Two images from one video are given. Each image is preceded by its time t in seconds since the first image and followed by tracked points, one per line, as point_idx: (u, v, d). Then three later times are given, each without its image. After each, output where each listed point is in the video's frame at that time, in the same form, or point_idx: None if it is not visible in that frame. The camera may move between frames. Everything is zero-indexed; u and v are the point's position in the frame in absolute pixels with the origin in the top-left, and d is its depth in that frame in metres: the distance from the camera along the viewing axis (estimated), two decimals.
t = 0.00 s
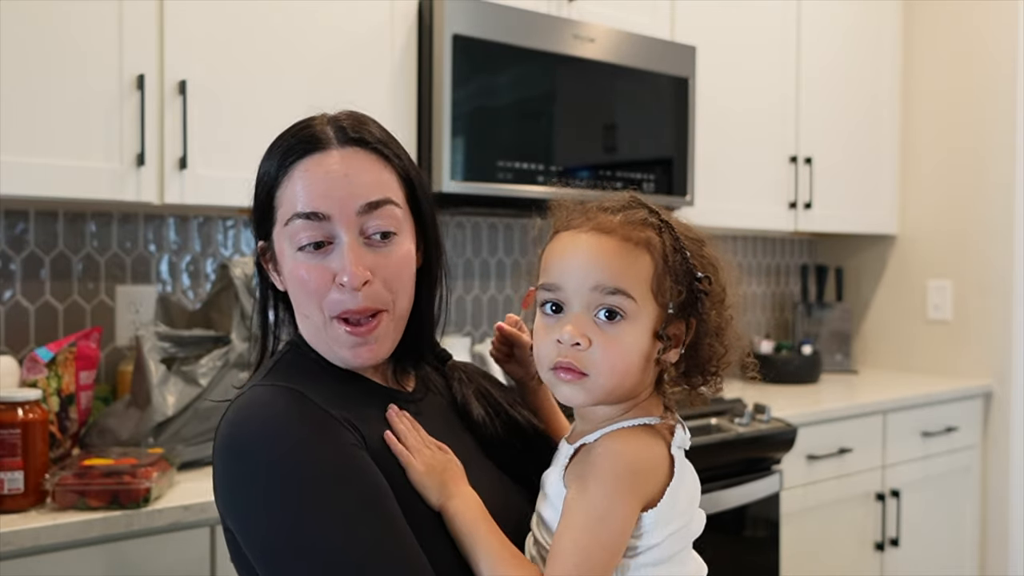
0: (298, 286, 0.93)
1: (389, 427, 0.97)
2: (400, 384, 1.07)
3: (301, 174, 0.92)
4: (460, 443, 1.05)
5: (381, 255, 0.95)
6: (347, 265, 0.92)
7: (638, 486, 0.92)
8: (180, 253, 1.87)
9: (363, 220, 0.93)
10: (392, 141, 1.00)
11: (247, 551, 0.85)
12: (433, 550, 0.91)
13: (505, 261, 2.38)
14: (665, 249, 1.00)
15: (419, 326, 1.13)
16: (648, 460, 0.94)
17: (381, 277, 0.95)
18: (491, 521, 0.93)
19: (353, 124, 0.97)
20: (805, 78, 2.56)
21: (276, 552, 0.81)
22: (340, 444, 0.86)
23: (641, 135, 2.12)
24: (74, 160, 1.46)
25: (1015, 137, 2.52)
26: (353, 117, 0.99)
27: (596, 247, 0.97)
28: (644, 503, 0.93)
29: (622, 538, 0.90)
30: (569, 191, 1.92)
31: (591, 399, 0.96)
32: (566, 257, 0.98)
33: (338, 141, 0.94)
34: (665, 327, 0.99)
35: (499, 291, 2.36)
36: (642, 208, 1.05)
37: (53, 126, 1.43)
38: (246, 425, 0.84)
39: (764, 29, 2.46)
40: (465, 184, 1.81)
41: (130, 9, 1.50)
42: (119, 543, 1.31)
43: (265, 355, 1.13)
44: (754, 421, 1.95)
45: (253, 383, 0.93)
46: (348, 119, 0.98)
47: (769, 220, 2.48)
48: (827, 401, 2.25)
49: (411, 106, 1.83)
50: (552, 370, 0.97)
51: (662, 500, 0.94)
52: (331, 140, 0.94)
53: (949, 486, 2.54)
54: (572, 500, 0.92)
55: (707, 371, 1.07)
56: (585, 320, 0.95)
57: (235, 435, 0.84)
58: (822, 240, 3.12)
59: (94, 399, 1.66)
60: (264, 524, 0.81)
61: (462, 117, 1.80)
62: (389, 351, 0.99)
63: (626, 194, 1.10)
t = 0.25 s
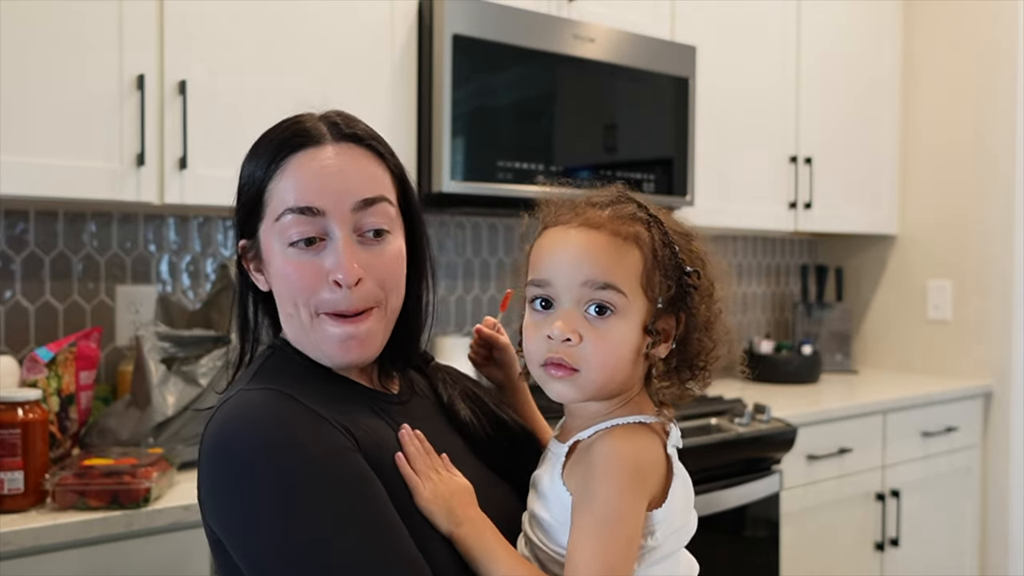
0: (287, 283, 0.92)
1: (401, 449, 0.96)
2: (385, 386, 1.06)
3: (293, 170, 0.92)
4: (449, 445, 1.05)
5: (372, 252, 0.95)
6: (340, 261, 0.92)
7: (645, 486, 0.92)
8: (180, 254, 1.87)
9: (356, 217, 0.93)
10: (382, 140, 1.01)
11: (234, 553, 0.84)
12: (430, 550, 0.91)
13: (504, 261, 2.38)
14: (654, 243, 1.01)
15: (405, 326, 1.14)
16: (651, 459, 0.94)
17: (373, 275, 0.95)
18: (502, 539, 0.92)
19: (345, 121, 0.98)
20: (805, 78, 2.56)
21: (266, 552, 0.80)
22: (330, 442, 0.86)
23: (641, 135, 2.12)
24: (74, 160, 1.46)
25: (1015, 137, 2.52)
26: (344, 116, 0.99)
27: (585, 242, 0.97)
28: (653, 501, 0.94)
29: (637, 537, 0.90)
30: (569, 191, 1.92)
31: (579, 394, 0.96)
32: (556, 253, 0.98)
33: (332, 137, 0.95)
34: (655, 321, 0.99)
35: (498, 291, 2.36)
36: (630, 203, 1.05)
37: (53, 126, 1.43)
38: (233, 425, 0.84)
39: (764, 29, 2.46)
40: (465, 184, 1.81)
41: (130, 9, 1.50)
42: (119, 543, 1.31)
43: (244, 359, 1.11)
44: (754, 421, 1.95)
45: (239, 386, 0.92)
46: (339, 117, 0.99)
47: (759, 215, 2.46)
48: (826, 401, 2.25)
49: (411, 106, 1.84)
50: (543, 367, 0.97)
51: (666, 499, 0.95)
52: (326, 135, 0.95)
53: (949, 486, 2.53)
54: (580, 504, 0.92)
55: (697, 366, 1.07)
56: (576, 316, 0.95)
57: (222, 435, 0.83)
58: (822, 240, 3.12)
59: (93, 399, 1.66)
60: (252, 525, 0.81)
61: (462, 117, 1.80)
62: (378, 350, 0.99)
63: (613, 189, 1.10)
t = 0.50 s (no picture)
0: (287, 283, 0.92)
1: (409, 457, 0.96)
2: (384, 388, 1.06)
3: (292, 168, 0.92)
4: (450, 447, 1.04)
5: (373, 250, 0.95)
6: (342, 260, 0.92)
7: (658, 487, 0.92)
8: (180, 254, 1.87)
9: (357, 215, 0.93)
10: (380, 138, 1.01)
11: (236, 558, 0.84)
12: (436, 553, 0.92)
13: (504, 261, 2.38)
14: (658, 243, 1.01)
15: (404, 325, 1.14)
16: (662, 462, 0.94)
17: (375, 273, 0.95)
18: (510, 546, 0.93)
19: (343, 119, 0.98)
20: (805, 78, 2.56)
21: (272, 557, 0.80)
22: (334, 448, 0.86)
23: (641, 135, 2.12)
24: (74, 160, 1.46)
25: (1015, 137, 2.52)
26: (342, 114, 0.99)
27: (590, 242, 0.97)
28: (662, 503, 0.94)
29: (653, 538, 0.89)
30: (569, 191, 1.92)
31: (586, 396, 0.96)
32: (560, 253, 0.98)
33: (331, 136, 0.95)
34: (659, 320, 0.99)
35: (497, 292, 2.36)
36: (633, 203, 1.05)
37: (53, 126, 1.43)
38: (237, 431, 0.83)
39: (764, 29, 2.46)
40: (465, 184, 1.81)
41: (130, 9, 1.50)
42: (119, 543, 1.31)
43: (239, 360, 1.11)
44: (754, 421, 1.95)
45: (245, 393, 0.90)
46: (336, 115, 0.98)
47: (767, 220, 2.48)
48: (826, 401, 2.25)
49: (412, 106, 1.83)
50: (550, 368, 0.97)
51: (677, 500, 0.96)
52: (325, 133, 0.95)
53: (949, 486, 2.53)
54: (592, 505, 0.92)
55: (701, 365, 1.07)
56: (582, 317, 0.95)
57: (226, 442, 0.83)
58: (822, 240, 3.12)
59: (93, 399, 1.66)
60: (258, 531, 0.80)
61: (462, 117, 1.80)
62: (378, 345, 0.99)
63: (615, 189, 1.10)
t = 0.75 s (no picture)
0: (297, 285, 0.92)
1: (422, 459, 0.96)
2: (395, 389, 1.06)
3: (300, 171, 0.92)
4: (461, 446, 1.05)
5: (382, 252, 0.96)
6: (351, 263, 0.92)
7: (672, 487, 0.92)
8: (180, 254, 1.87)
9: (366, 218, 0.94)
10: (387, 139, 1.01)
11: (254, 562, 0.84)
12: (453, 555, 0.92)
13: (504, 261, 2.38)
14: (673, 245, 1.00)
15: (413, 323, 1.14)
16: (677, 461, 0.94)
17: (383, 276, 0.95)
18: (525, 545, 0.93)
19: (351, 122, 0.98)
20: (805, 78, 2.56)
21: (288, 561, 0.80)
22: (350, 452, 0.86)
23: (641, 135, 2.12)
24: (74, 160, 1.46)
25: (1015, 137, 2.52)
26: (349, 115, 0.99)
27: (606, 244, 0.97)
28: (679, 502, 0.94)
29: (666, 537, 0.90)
30: (569, 192, 1.92)
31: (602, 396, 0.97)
32: (576, 254, 0.98)
33: (339, 139, 0.95)
34: (674, 322, 0.99)
35: (498, 291, 2.36)
36: (648, 205, 1.05)
37: (53, 126, 1.43)
38: (253, 436, 0.84)
39: (764, 29, 2.46)
40: (465, 184, 1.81)
41: (130, 9, 1.50)
42: (119, 543, 1.31)
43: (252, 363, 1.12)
44: (754, 421, 1.95)
45: (258, 399, 0.90)
46: (343, 117, 0.98)
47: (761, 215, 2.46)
48: (826, 401, 2.25)
49: (411, 106, 1.83)
50: (564, 367, 0.97)
51: (692, 497, 0.96)
52: (333, 136, 0.95)
53: (949, 486, 2.53)
54: (606, 504, 0.92)
55: (714, 366, 1.06)
56: (597, 318, 0.95)
57: (241, 447, 0.83)
58: (822, 240, 3.12)
59: (93, 399, 1.66)
60: (275, 535, 0.81)
61: (462, 117, 1.80)
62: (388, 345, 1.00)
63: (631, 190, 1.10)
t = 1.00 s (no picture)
0: (316, 287, 0.93)
1: (436, 458, 0.96)
2: (414, 387, 1.06)
3: (318, 176, 0.92)
4: (478, 445, 1.04)
5: (400, 254, 0.96)
6: (368, 265, 0.92)
7: (684, 485, 0.92)
8: (180, 253, 1.87)
9: (383, 220, 0.94)
10: (402, 143, 1.01)
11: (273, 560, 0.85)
12: (466, 553, 0.92)
13: (505, 261, 2.38)
14: (686, 246, 0.99)
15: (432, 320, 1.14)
16: (689, 460, 0.94)
17: (402, 277, 0.96)
18: (535, 539, 0.93)
19: (367, 126, 0.98)
20: (805, 78, 2.56)
21: (305, 562, 0.81)
22: (366, 455, 0.86)
23: (641, 135, 2.13)
24: (74, 160, 1.46)
25: (1015, 137, 2.52)
26: (365, 120, 0.99)
27: (617, 245, 0.96)
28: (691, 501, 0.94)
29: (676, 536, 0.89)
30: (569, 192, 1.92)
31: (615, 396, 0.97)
32: (588, 255, 0.98)
33: (355, 143, 0.95)
34: (687, 322, 0.99)
35: (499, 291, 2.36)
36: (662, 205, 1.04)
37: (53, 126, 1.43)
38: (271, 438, 0.84)
39: (764, 29, 2.46)
40: (464, 184, 1.81)
41: (130, 9, 1.50)
42: (119, 543, 1.31)
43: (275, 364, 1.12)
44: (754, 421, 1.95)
45: (277, 399, 0.91)
46: (360, 121, 0.99)
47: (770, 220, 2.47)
48: (827, 401, 2.25)
49: (411, 105, 1.83)
50: (576, 366, 0.98)
51: (706, 494, 0.96)
52: (349, 141, 0.95)
53: (949, 486, 2.53)
54: (617, 502, 0.92)
55: (730, 366, 1.05)
56: (608, 319, 0.95)
57: (259, 449, 0.84)
58: (822, 240, 3.11)
59: (94, 399, 1.66)
60: (292, 537, 0.81)
61: (462, 117, 1.80)
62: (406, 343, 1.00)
63: (646, 190, 1.09)
